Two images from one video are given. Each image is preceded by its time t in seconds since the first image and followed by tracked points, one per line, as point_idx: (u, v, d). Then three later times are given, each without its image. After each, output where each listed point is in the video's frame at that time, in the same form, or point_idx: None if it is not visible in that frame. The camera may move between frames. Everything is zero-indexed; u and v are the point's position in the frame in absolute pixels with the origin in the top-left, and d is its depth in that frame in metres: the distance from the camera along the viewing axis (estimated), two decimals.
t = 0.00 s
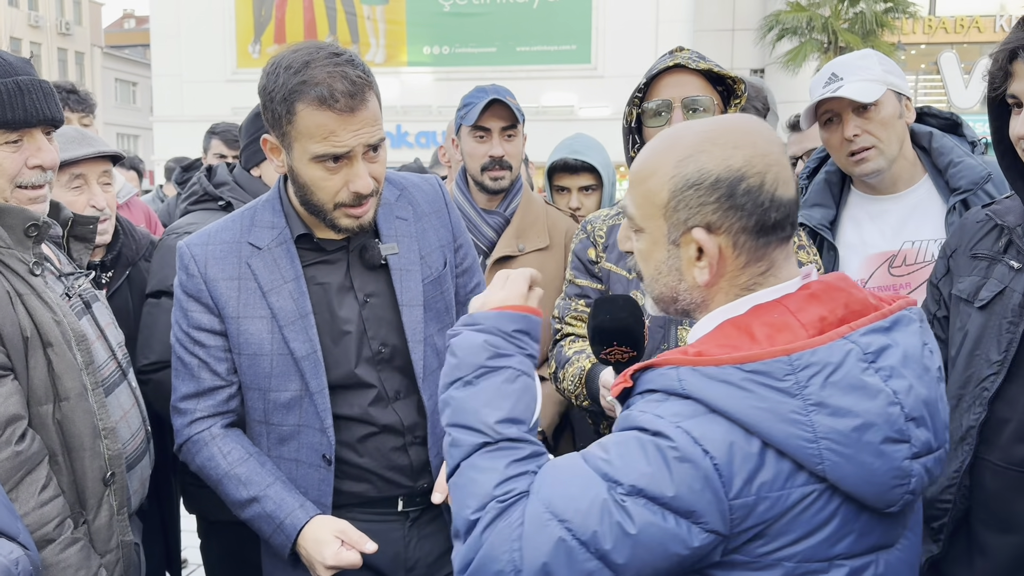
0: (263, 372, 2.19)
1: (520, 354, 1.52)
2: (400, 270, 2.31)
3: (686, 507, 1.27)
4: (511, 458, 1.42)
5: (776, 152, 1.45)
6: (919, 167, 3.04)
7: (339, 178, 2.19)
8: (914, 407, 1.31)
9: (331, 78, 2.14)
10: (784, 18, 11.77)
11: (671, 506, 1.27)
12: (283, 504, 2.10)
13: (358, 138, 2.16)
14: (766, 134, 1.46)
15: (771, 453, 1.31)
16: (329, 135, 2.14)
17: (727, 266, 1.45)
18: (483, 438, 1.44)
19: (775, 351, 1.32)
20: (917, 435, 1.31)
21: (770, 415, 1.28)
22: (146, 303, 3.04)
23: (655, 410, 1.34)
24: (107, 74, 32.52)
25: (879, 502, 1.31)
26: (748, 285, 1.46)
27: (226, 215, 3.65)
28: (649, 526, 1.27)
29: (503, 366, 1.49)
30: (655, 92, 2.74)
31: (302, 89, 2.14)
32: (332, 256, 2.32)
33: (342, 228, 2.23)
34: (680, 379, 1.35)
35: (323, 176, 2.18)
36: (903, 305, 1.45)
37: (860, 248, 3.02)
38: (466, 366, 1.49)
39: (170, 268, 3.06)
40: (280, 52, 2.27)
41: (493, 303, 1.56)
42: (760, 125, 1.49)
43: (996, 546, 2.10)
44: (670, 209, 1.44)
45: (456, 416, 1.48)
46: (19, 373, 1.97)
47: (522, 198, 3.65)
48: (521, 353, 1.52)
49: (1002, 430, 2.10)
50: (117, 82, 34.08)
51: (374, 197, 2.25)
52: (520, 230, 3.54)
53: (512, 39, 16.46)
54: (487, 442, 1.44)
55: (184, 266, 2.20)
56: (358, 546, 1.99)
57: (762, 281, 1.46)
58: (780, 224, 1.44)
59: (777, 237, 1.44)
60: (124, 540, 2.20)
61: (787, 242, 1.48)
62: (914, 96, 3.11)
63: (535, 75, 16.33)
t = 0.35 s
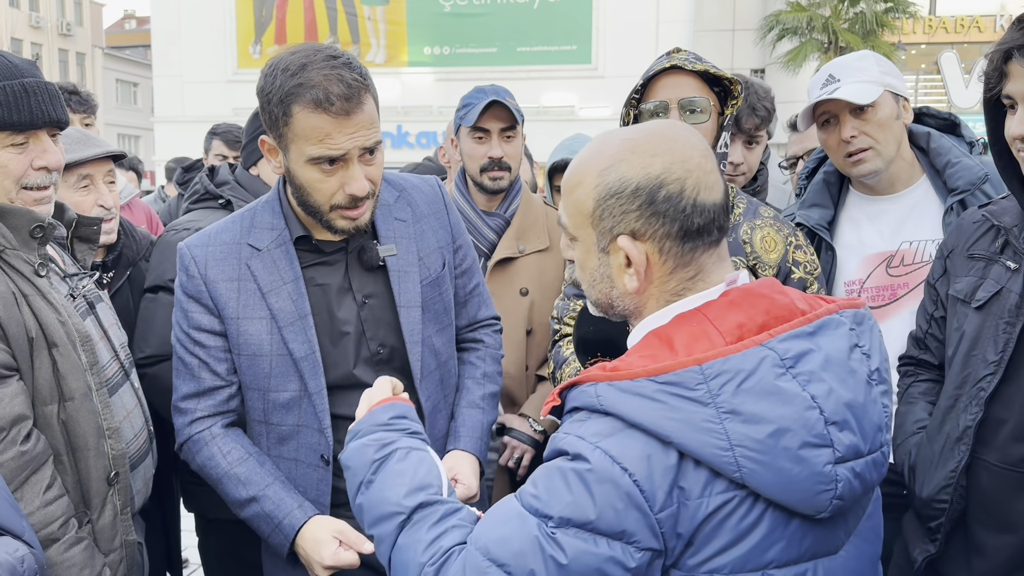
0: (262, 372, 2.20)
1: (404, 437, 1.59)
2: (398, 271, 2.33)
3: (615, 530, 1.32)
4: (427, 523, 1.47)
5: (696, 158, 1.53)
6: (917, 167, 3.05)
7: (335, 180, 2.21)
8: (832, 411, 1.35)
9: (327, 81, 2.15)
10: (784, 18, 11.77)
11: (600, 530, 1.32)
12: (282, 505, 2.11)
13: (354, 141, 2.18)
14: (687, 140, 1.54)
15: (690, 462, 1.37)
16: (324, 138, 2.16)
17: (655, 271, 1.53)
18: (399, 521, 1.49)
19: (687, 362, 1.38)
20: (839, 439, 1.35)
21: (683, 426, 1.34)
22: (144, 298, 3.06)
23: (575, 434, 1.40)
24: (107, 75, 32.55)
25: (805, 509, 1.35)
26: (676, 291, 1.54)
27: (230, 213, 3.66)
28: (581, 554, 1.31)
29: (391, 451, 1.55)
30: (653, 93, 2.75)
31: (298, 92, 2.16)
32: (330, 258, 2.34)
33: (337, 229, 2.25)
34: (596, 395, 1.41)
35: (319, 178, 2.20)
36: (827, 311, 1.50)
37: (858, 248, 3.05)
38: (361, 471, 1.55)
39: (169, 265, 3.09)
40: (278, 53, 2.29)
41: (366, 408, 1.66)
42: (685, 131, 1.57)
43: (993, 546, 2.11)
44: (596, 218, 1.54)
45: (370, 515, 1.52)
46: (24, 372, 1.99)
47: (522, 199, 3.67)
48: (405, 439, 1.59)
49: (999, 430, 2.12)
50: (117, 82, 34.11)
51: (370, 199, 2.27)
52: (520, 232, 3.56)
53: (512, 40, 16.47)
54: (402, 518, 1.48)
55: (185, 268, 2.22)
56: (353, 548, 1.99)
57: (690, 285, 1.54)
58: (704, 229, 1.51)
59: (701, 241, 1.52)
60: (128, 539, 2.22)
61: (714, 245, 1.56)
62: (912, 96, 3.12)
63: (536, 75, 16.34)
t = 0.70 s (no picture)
0: (259, 372, 2.23)
1: (434, 429, 1.57)
2: (394, 271, 2.35)
3: (619, 527, 1.34)
4: (451, 528, 1.46)
5: (673, 158, 1.57)
6: (913, 167, 3.07)
7: (330, 181, 2.23)
8: (816, 399, 1.39)
9: (323, 83, 2.17)
10: (785, 18, 11.78)
11: (604, 528, 1.34)
12: (280, 505, 2.14)
13: (349, 143, 2.20)
14: (663, 141, 1.58)
15: (678, 451, 1.40)
16: (320, 139, 2.18)
17: (637, 269, 1.56)
18: (421, 521, 1.48)
19: (671, 356, 1.41)
20: (824, 426, 1.39)
21: (670, 417, 1.36)
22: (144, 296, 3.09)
23: (568, 432, 1.41)
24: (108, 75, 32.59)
25: (795, 497, 1.38)
26: (659, 288, 1.56)
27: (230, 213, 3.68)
28: (588, 554, 1.33)
29: (421, 444, 1.53)
30: (648, 94, 2.78)
31: (295, 93, 2.18)
32: (328, 258, 2.37)
33: (332, 230, 2.28)
34: (586, 391, 1.43)
35: (314, 179, 2.22)
36: (808, 305, 1.54)
37: (855, 248, 3.07)
38: (388, 458, 1.53)
39: (168, 264, 3.11)
40: (275, 55, 2.31)
41: (398, 387, 1.62)
42: (662, 134, 1.61)
43: (985, 544, 2.14)
44: (578, 219, 1.56)
45: (393, 508, 1.51)
46: (28, 372, 2.01)
47: (520, 200, 3.70)
48: (435, 430, 1.57)
49: (992, 429, 2.14)
50: (118, 82, 34.14)
51: (365, 200, 2.30)
52: (519, 233, 3.58)
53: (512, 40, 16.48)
54: (425, 520, 1.48)
55: (183, 269, 2.24)
56: (351, 547, 2.02)
57: (672, 282, 1.57)
58: (683, 226, 1.54)
59: (681, 239, 1.55)
60: (130, 537, 2.25)
61: (694, 243, 1.58)
62: (907, 97, 3.14)
63: (536, 75, 16.36)
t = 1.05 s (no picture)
0: (255, 373, 2.23)
1: (432, 454, 1.56)
2: (389, 271, 2.35)
3: (609, 525, 1.35)
4: (448, 548, 1.45)
5: (666, 160, 1.53)
6: (912, 166, 3.07)
7: (323, 181, 2.23)
8: (801, 401, 1.39)
9: (314, 83, 2.17)
10: (785, 17, 11.76)
11: (594, 527, 1.35)
12: (277, 506, 2.14)
13: (342, 143, 2.21)
14: (665, 141, 1.54)
15: (661, 451, 1.40)
16: (313, 139, 2.18)
17: (615, 259, 1.59)
18: (421, 542, 1.47)
19: (656, 354, 1.42)
20: (808, 429, 1.39)
21: (652, 415, 1.37)
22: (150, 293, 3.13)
23: (554, 432, 1.43)
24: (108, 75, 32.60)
25: (776, 499, 1.38)
26: (636, 283, 1.58)
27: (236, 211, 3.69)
28: (579, 554, 1.34)
29: (418, 468, 1.52)
30: (645, 94, 2.78)
31: (287, 93, 2.18)
32: (323, 258, 2.37)
33: (326, 230, 2.28)
34: (571, 389, 1.44)
35: (307, 179, 2.23)
36: (801, 309, 1.54)
37: (855, 247, 3.07)
38: (385, 486, 1.52)
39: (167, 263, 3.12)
40: (268, 54, 2.32)
41: (397, 418, 1.61)
42: (676, 132, 1.57)
43: (982, 543, 2.14)
44: (573, 197, 1.63)
45: (393, 534, 1.50)
46: (26, 373, 2.01)
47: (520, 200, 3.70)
48: (433, 455, 1.56)
49: (990, 429, 2.14)
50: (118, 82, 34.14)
51: (359, 200, 2.30)
52: (519, 233, 3.58)
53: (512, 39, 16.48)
54: (425, 541, 1.47)
55: (178, 270, 2.23)
56: (347, 549, 2.02)
57: (650, 282, 1.57)
58: (659, 229, 1.52)
59: (657, 241, 1.53)
60: (128, 538, 2.25)
61: (679, 248, 1.55)
62: (906, 96, 3.14)
63: (536, 74, 16.35)
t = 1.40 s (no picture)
0: (256, 373, 2.20)
1: (428, 494, 1.60)
2: (390, 270, 2.33)
3: (593, 516, 1.37)
4: (454, 565, 1.46)
5: (653, 161, 1.51)
6: (921, 163, 3.05)
7: (324, 180, 2.21)
8: (783, 417, 1.34)
9: (314, 80, 2.15)
10: (785, 15, 11.72)
11: (578, 517, 1.37)
12: (278, 509, 2.11)
13: (344, 140, 2.18)
14: (661, 140, 1.52)
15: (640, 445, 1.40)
16: (314, 136, 2.15)
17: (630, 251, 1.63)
18: (429, 568, 1.48)
19: (641, 350, 1.40)
20: (787, 446, 1.33)
21: (628, 411, 1.36)
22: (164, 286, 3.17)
23: (541, 423, 1.46)
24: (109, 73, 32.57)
25: (746, 511, 1.34)
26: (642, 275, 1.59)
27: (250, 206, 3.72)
28: (565, 543, 1.36)
29: (416, 507, 1.56)
30: (649, 91, 2.75)
31: (287, 90, 2.16)
32: (323, 257, 2.34)
33: (327, 228, 2.25)
34: (557, 377, 1.46)
35: (308, 177, 2.20)
36: (814, 322, 1.46)
37: (863, 245, 3.05)
38: (390, 530, 1.55)
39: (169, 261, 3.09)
40: (268, 50, 2.29)
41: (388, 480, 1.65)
42: (680, 132, 1.52)
43: (992, 544, 2.12)
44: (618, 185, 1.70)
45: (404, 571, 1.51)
46: (25, 373, 1.99)
47: (525, 198, 3.67)
48: (430, 495, 1.60)
49: (1000, 429, 2.12)
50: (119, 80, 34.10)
51: (361, 198, 2.27)
52: (524, 231, 3.55)
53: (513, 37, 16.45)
54: (433, 564, 1.48)
55: (175, 268, 2.21)
56: (349, 553, 2.00)
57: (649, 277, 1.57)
58: (643, 229, 1.53)
59: (644, 239, 1.54)
60: (130, 538, 2.23)
61: (670, 250, 1.52)
62: (916, 93, 3.11)
63: (537, 72, 16.32)
